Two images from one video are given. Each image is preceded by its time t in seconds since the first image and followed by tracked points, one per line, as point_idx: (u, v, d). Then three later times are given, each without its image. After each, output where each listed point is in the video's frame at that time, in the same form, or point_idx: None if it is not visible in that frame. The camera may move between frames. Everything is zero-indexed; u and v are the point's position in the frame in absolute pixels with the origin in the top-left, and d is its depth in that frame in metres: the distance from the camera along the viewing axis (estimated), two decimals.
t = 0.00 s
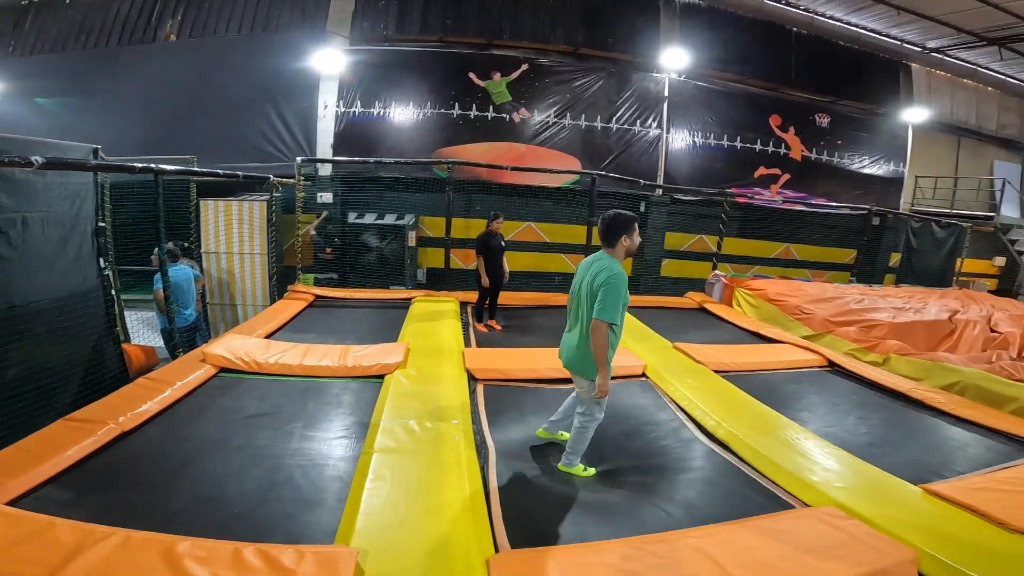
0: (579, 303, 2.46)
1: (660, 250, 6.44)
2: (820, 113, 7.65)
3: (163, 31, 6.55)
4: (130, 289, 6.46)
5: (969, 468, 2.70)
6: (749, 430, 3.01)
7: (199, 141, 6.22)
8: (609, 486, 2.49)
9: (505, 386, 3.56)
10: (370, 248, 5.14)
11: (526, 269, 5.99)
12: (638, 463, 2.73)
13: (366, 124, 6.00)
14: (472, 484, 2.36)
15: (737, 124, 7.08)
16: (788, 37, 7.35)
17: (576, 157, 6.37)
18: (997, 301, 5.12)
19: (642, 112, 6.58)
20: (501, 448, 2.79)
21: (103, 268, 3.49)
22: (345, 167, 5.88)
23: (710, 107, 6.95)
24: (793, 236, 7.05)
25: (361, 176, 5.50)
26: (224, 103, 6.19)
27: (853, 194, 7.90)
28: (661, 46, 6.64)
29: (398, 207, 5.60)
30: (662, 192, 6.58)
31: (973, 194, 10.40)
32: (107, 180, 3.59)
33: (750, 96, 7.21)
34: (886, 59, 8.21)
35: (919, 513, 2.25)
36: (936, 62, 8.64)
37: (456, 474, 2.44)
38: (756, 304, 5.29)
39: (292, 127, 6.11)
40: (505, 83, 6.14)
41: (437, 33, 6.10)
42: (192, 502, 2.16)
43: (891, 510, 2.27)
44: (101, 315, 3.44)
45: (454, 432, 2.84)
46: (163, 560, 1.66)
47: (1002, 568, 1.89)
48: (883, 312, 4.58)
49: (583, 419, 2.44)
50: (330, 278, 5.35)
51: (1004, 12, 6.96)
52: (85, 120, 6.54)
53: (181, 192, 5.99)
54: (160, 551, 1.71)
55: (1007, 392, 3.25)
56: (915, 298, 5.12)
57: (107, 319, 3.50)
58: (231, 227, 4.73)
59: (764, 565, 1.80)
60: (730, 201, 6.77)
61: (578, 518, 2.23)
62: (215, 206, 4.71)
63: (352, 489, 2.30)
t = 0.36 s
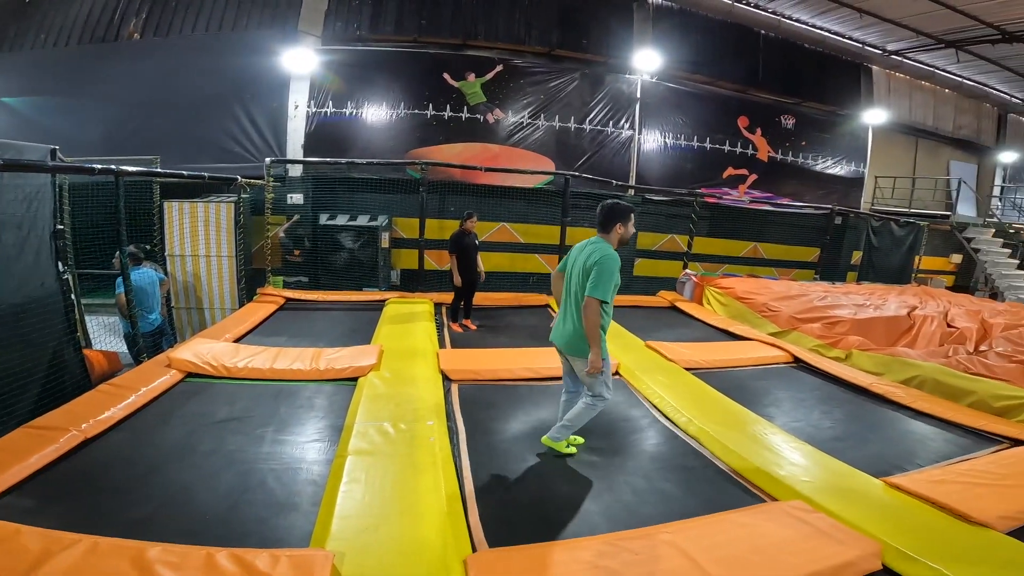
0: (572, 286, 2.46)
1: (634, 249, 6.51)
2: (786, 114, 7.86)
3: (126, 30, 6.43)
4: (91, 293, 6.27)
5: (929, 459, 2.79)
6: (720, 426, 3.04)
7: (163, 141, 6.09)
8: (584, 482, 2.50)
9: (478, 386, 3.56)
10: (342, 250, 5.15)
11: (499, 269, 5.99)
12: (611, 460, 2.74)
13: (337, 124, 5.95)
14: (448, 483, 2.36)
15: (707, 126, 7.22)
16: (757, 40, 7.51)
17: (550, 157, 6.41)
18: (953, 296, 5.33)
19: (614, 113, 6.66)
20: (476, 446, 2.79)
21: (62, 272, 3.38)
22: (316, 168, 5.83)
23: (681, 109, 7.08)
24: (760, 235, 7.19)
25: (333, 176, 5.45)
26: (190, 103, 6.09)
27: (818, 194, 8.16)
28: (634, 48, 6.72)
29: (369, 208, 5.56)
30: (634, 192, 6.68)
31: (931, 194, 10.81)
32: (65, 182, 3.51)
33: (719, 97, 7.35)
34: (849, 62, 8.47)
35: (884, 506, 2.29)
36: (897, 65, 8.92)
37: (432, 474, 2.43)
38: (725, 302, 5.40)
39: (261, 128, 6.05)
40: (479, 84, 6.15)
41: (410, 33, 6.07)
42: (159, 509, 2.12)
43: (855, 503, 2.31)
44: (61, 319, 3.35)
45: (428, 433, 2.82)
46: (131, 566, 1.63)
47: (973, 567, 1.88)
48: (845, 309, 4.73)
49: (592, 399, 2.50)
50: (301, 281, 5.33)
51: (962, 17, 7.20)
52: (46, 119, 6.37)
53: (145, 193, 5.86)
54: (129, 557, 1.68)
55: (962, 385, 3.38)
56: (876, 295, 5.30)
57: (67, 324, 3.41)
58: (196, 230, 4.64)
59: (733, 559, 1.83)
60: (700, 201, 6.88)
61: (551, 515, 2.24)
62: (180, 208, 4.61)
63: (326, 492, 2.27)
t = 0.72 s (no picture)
0: (579, 292, 2.43)
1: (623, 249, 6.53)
2: (772, 115, 7.94)
3: (111, 28, 6.35)
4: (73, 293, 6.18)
5: (914, 457, 2.82)
6: (709, 425, 3.05)
7: (148, 140, 6.02)
8: (573, 482, 2.49)
9: (466, 386, 3.56)
10: (330, 249, 5.14)
11: (488, 269, 5.99)
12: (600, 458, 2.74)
13: (325, 123, 5.91)
14: (437, 483, 2.34)
15: (695, 126, 7.27)
16: (745, 41, 7.58)
17: (539, 157, 6.42)
18: (935, 295, 5.40)
19: (604, 113, 6.69)
20: (463, 446, 2.78)
21: (43, 272, 3.33)
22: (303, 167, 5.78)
23: (669, 110, 7.12)
24: (748, 235, 7.25)
25: (321, 176, 5.42)
26: (176, 101, 6.03)
27: (804, 194, 8.25)
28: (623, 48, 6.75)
29: (357, 207, 5.53)
30: (623, 192, 6.71)
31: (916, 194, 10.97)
32: (47, 180, 3.46)
33: (707, 98, 7.41)
34: (835, 63, 8.57)
35: (871, 504, 2.31)
36: (882, 66, 9.04)
37: (421, 474, 2.41)
38: (713, 302, 5.44)
39: (248, 127, 6.00)
40: (469, 84, 6.15)
41: (399, 32, 6.05)
42: (144, 511, 2.09)
43: (842, 501, 2.32)
44: (42, 320, 3.30)
45: (417, 433, 2.80)
46: (114, 569, 1.60)
47: (963, 566, 1.88)
48: (831, 308, 4.78)
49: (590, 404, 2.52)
50: (287, 281, 5.29)
51: (946, 19, 7.30)
52: (28, 116, 6.29)
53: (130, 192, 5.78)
54: (112, 558, 1.65)
55: (945, 382, 3.44)
56: (861, 294, 5.37)
57: (47, 325, 3.36)
58: (182, 229, 4.59)
59: (723, 558, 1.84)
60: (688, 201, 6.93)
61: (540, 515, 2.23)
62: (164, 207, 4.55)
63: (313, 493, 2.25)
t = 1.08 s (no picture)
0: (585, 297, 2.44)
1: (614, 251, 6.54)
2: (762, 118, 8.01)
3: (100, 26, 6.29)
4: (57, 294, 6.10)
5: (899, 456, 2.85)
6: (699, 425, 3.06)
7: (136, 139, 5.97)
8: (563, 483, 2.50)
9: (456, 387, 3.55)
10: (319, 250, 5.14)
11: (479, 270, 5.98)
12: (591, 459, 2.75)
13: (316, 123, 5.89)
14: (427, 484, 2.34)
15: (686, 128, 7.32)
16: (736, 43, 7.63)
17: (531, 158, 6.43)
18: (920, 296, 5.48)
19: (595, 114, 6.71)
20: (453, 447, 2.77)
21: (27, 272, 3.28)
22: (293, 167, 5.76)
23: (660, 111, 7.16)
24: (737, 236, 7.30)
25: (311, 176, 5.39)
26: (165, 101, 5.99)
27: (793, 195, 8.33)
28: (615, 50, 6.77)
29: (348, 207, 5.51)
30: (614, 193, 6.73)
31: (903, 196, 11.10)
32: (31, 179, 3.41)
33: (697, 100, 7.45)
34: (824, 66, 8.64)
35: (858, 503, 2.33)
36: (870, 69, 9.14)
37: (411, 475, 2.41)
38: (702, 303, 5.47)
39: (237, 127, 5.96)
40: (461, 85, 6.14)
41: (390, 32, 6.04)
42: (131, 513, 2.07)
43: (830, 500, 2.34)
44: (26, 321, 3.26)
45: (407, 434, 2.80)
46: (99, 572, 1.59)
47: (947, 564, 1.91)
48: (818, 308, 4.83)
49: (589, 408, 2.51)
50: (276, 282, 5.26)
51: (933, 21, 7.39)
52: (13, 114, 6.21)
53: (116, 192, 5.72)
54: (98, 561, 1.64)
55: (930, 382, 3.48)
56: (848, 295, 5.43)
57: (32, 326, 3.32)
58: (170, 229, 4.56)
59: (713, 557, 1.85)
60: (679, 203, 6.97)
61: (530, 516, 2.23)
62: (152, 207, 4.52)
63: (303, 494, 2.24)
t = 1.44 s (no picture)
0: (566, 293, 2.45)
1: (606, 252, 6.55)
2: (752, 120, 8.08)
3: (91, 25, 6.25)
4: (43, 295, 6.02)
5: (888, 456, 2.88)
6: (691, 426, 3.08)
7: (125, 139, 5.93)
8: (554, 484, 2.50)
9: (448, 388, 3.55)
10: (310, 250, 5.13)
11: (470, 271, 5.98)
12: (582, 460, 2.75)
13: (308, 123, 5.87)
14: (420, 485, 2.34)
15: (678, 130, 7.37)
16: (728, 46, 7.68)
17: (523, 160, 6.46)
18: (908, 297, 5.54)
19: (588, 116, 6.74)
20: (445, 449, 2.77)
21: (14, 271, 3.25)
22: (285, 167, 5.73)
23: (653, 113, 7.20)
24: (728, 238, 7.35)
25: (303, 176, 5.37)
26: (155, 100, 5.95)
27: (782, 198, 8.40)
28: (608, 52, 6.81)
29: (340, 207, 5.50)
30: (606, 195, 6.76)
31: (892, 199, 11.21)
32: (19, 178, 3.38)
33: (689, 103, 7.50)
34: (815, 69, 8.72)
35: (847, 503, 2.35)
36: (859, 72, 9.23)
37: (403, 476, 2.40)
38: (694, 304, 5.51)
39: (229, 127, 5.93)
40: (454, 86, 6.14)
41: (384, 33, 6.03)
42: (120, 514, 2.05)
43: (820, 500, 2.36)
44: (13, 321, 3.22)
45: (399, 435, 2.79)
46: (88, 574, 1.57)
47: (934, 564, 1.93)
48: (808, 310, 4.87)
49: (576, 405, 2.52)
50: (267, 283, 5.24)
51: (922, 25, 7.47)
52: None
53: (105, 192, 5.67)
54: (87, 563, 1.63)
55: (917, 383, 3.52)
56: (836, 296, 5.49)
57: (19, 326, 3.28)
58: (161, 229, 4.53)
59: (705, 557, 1.86)
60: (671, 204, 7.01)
61: (522, 517, 2.23)
62: (142, 207, 4.49)
63: (295, 495, 2.23)
